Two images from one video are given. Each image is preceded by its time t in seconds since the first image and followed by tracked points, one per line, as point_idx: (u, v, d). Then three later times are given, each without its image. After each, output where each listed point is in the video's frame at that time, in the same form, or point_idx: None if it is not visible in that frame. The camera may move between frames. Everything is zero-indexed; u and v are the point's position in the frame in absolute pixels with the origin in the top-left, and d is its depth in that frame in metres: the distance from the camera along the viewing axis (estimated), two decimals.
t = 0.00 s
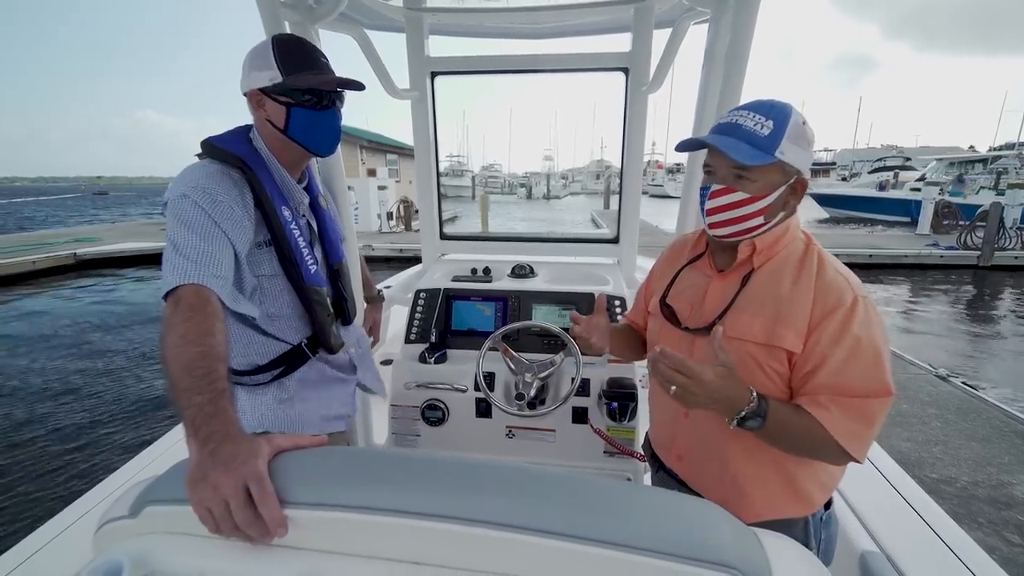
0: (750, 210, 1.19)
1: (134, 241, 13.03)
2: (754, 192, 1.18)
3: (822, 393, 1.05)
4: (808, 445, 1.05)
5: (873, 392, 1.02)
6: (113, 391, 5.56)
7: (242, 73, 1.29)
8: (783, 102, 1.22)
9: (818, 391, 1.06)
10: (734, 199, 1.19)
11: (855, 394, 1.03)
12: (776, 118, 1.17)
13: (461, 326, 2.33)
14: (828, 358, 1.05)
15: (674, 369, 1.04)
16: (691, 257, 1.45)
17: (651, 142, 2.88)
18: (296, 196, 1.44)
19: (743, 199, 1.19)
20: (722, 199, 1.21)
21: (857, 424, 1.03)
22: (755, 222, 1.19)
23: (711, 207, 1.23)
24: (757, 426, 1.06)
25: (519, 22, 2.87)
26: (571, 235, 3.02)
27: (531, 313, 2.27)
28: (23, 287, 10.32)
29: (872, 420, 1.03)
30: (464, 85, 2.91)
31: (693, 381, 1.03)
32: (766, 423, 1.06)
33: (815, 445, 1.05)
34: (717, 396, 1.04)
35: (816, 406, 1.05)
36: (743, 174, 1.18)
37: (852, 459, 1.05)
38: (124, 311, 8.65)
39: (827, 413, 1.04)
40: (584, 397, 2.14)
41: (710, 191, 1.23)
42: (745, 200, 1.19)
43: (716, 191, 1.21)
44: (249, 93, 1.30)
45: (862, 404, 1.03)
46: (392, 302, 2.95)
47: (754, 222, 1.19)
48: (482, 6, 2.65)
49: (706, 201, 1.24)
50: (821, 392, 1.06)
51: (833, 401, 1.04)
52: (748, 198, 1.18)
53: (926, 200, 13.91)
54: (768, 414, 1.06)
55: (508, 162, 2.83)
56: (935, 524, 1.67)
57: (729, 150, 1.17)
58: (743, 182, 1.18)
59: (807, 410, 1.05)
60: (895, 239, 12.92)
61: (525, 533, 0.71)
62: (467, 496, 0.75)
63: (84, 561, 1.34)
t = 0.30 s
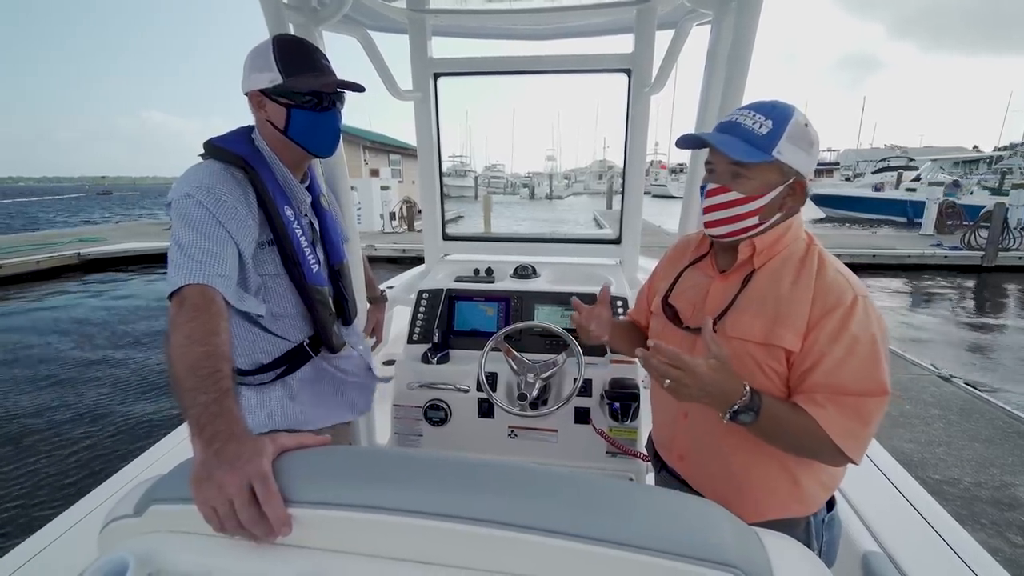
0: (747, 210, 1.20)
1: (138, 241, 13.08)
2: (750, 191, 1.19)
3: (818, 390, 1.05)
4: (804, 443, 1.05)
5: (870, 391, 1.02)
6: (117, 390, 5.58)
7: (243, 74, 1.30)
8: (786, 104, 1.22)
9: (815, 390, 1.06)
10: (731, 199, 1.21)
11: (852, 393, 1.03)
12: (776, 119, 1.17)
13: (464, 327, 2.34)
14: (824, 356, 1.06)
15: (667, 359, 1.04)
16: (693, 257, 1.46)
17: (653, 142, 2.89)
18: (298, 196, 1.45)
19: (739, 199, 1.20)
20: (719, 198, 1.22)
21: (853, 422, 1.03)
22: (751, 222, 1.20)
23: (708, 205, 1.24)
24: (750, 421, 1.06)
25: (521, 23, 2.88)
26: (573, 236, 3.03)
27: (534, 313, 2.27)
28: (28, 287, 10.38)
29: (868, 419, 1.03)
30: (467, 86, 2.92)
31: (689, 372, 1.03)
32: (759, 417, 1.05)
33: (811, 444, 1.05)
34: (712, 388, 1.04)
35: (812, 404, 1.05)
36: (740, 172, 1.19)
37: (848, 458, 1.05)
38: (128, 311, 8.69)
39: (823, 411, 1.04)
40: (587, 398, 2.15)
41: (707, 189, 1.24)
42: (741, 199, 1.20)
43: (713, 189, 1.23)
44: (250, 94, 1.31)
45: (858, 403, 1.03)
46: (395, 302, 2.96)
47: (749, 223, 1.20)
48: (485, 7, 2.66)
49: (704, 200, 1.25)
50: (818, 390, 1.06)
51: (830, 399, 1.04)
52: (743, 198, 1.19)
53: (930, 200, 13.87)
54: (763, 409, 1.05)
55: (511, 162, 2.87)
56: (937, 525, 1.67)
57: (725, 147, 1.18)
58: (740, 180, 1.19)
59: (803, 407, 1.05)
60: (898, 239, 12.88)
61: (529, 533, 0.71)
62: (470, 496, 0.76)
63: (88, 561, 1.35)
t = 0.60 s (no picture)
0: (737, 210, 1.20)
1: (138, 242, 13.09)
2: (740, 192, 1.19)
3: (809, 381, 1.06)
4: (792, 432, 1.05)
5: (860, 384, 1.02)
6: (117, 391, 5.58)
7: (259, 73, 1.28)
8: (785, 104, 1.21)
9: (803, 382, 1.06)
10: (722, 198, 1.21)
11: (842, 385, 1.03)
12: (769, 122, 1.16)
13: (464, 327, 2.33)
14: (817, 348, 1.06)
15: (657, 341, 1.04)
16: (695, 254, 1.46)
17: (654, 142, 2.88)
18: (294, 197, 1.44)
19: (729, 199, 1.20)
20: (711, 197, 1.23)
21: (842, 414, 1.03)
22: (740, 221, 1.20)
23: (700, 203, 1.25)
24: (741, 381, 1.04)
25: (521, 23, 2.87)
26: (573, 236, 3.03)
27: (534, 314, 2.27)
28: (29, 287, 10.39)
29: (857, 412, 1.02)
30: (467, 86, 2.91)
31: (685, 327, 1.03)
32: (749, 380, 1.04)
33: (801, 435, 1.05)
34: (708, 340, 1.03)
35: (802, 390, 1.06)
36: (732, 173, 1.19)
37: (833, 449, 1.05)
38: (128, 312, 8.69)
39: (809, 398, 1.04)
40: (587, 398, 2.14)
41: (701, 187, 1.25)
42: (731, 199, 1.20)
43: (707, 188, 1.24)
44: (260, 95, 1.30)
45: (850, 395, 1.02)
46: (395, 302, 2.96)
47: (741, 222, 1.20)
48: (485, 7, 2.66)
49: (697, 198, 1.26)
50: (808, 382, 1.06)
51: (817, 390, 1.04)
52: (733, 198, 1.20)
53: (930, 200, 13.86)
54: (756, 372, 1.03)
55: (511, 162, 2.85)
56: (937, 524, 1.67)
57: (716, 148, 1.19)
58: (730, 182, 1.20)
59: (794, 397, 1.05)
60: (899, 239, 12.88)
61: (528, 533, 0.71)
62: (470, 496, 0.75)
63: (88, 561, 1.35)
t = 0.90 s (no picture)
0: (736, 211, 1.19)
1: (137, 242, 13.06)
2: (736, 195, 1.18)
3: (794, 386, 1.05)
4: (775, 431, 1.05)
5: (850, 387, 1.01)
6: (115, 391, 5.57)
7: (271, 73, 1.26)
8: (784, 103, 1.20)
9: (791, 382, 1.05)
10: (720, 201, 1.21)
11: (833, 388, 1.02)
12: (767, 124, 1.15)
13: (464, 327, 2.32)
14: (809, 350, 1.05)
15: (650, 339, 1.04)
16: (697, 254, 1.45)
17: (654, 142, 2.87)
18: (295, 198, 1.43)
19: (727, 201, 1.19)
20: (708, 202, 1.23)
21: (831, 418, 1.02)
22: (741, 223, 1.19)
23: (697, 208, 1.25)
24: (716, 396, 1.06)
25: (520, 22, 2.86)
26: (573, 236, 3.02)
27: (534, 314, 2.26)
28: (27, 287, 10.37)
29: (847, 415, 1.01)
30: (467, 85, 2.91)
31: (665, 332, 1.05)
32: (724, 391, 1.06)
33: (782, 435, 1.04)
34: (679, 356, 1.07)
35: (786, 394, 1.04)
36: (729, 175, 1.19)
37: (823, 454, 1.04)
38: (126, 312, 8.67)
39: (796, 400, 1.03)
40: (587, 398, 2.14)
41: (699, 192, 1.25)
42: (729, 202, 1.19)
43: (704, 192, 1.24)
44: (270, 96, 1.29)
45: (836, 396, 1.01)
46: (394, 302, 2.95)
47: (739, 224, 1.20)
48: (485, 6, 2.65)
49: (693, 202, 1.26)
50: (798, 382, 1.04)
51: (803, 390, 1.03)
52: (730, 202, 1.19)
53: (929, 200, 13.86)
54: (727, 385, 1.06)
55: (510, 162, 2.83)
56: (938, 524, 1.67)
57: (715, 149, 1.19)
58: (728, 184, 1.19)
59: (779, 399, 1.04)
60: (897, 239, 12.88)
61: (529, 536, 0.70)
62: (472, 499, 0.74)
63: (85, 562, 1.34)
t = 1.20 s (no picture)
0: (728, 212, 1.19)
1: (133, 241, 13.01)
2: (730, 195, 1.18)
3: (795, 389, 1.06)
4: (776, 436, 1.05)
5: (848, 390, 1.01)
6: (111, 390, 5.55)
7: (264, 72, 1.27)
8: (780, 104, 1.21)
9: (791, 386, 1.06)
10: (713, 200, 1.20)
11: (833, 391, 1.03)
12: (759, 125, 1.16)
13: (462, 326, 2.32)
14: (809, 353, 1.05)
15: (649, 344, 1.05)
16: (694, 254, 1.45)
17: (653, 141, 2.87)
18: (294, 198, 1.43)
19: (719, 199, 1.19)
20: (701, 199, 1.22)
21: (831, 421, 1.02)
22: (731, 223, 1.19)
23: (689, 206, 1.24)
24: (726, 398, 1.05)
25: (519, 21, 2.86)
26: (571, 235, 3.02)
27: (532, 313, 2.26)
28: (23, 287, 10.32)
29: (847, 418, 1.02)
30: (465, 84, 2.90)
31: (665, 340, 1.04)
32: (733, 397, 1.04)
33: (783, 438, 1.04)
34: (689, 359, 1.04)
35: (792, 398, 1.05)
36: (722, 176, 1.19)
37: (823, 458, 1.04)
38: (123, 311, 8.65)
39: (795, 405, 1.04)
40: (585, 397, 2.14)
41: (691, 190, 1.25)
42: (721, 200, 1.19)
43: (697, 189, 1.24)
44: (266, 95, 1.29)
45: (835, 399, 1.02)
46: (393, 301, 2.94)
47: (729, 225, 1.20)
48: (483, 5, 2.64)
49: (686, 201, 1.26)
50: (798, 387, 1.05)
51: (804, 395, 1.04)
52: (723, 201, 1.19)
53: (926, 200, 13.89)
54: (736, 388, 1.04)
55: (509, 162, 2.81)
56: (934, 523, 1.67)
57: (708, 152, 1.21)
58: (721, 184, 1.19)
59: (779, 403, 1.05)
60: (895, 239, 12.91)
61: (528, 535, 0.70)
62: (470, 498, 0.74)
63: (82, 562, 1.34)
